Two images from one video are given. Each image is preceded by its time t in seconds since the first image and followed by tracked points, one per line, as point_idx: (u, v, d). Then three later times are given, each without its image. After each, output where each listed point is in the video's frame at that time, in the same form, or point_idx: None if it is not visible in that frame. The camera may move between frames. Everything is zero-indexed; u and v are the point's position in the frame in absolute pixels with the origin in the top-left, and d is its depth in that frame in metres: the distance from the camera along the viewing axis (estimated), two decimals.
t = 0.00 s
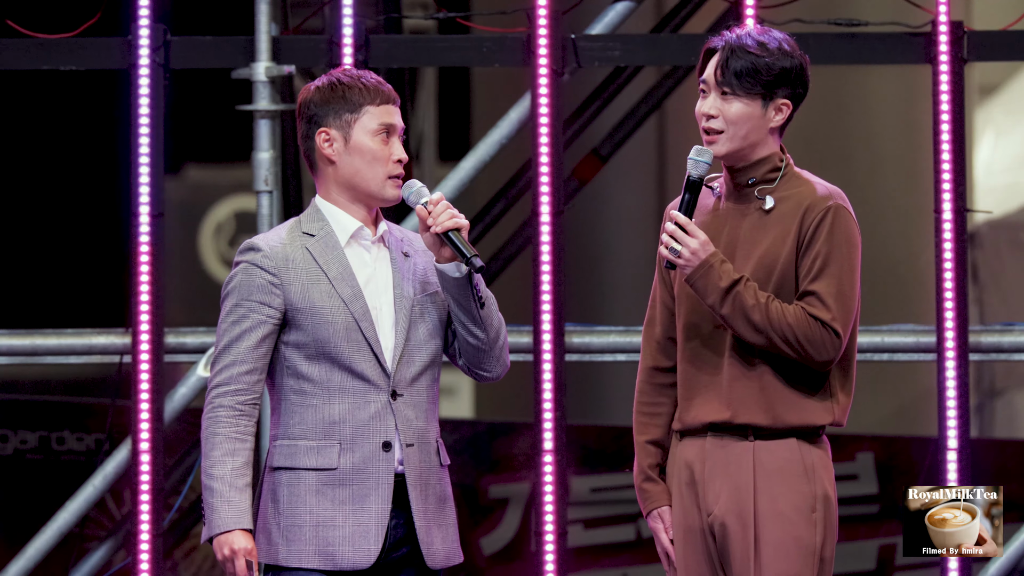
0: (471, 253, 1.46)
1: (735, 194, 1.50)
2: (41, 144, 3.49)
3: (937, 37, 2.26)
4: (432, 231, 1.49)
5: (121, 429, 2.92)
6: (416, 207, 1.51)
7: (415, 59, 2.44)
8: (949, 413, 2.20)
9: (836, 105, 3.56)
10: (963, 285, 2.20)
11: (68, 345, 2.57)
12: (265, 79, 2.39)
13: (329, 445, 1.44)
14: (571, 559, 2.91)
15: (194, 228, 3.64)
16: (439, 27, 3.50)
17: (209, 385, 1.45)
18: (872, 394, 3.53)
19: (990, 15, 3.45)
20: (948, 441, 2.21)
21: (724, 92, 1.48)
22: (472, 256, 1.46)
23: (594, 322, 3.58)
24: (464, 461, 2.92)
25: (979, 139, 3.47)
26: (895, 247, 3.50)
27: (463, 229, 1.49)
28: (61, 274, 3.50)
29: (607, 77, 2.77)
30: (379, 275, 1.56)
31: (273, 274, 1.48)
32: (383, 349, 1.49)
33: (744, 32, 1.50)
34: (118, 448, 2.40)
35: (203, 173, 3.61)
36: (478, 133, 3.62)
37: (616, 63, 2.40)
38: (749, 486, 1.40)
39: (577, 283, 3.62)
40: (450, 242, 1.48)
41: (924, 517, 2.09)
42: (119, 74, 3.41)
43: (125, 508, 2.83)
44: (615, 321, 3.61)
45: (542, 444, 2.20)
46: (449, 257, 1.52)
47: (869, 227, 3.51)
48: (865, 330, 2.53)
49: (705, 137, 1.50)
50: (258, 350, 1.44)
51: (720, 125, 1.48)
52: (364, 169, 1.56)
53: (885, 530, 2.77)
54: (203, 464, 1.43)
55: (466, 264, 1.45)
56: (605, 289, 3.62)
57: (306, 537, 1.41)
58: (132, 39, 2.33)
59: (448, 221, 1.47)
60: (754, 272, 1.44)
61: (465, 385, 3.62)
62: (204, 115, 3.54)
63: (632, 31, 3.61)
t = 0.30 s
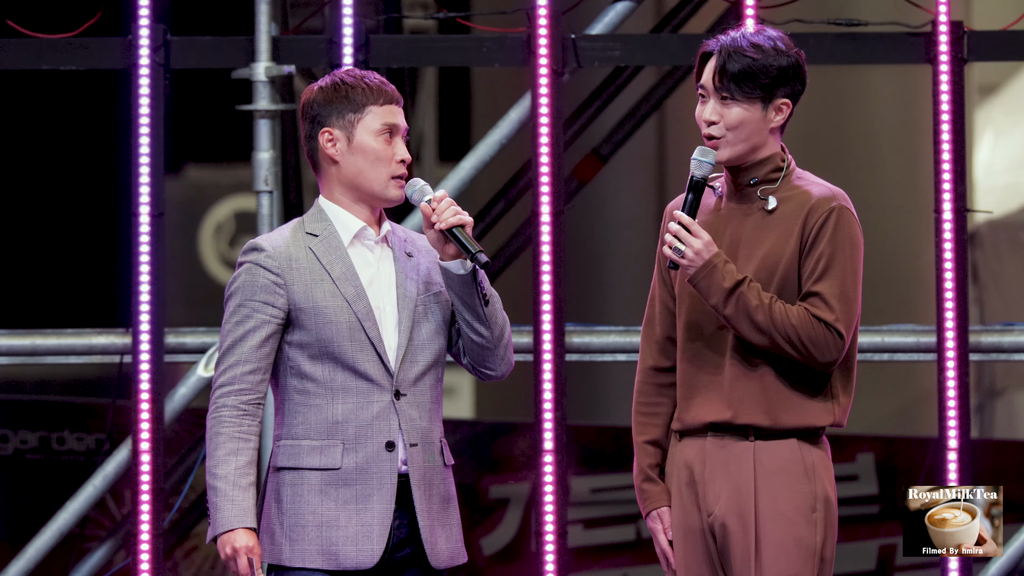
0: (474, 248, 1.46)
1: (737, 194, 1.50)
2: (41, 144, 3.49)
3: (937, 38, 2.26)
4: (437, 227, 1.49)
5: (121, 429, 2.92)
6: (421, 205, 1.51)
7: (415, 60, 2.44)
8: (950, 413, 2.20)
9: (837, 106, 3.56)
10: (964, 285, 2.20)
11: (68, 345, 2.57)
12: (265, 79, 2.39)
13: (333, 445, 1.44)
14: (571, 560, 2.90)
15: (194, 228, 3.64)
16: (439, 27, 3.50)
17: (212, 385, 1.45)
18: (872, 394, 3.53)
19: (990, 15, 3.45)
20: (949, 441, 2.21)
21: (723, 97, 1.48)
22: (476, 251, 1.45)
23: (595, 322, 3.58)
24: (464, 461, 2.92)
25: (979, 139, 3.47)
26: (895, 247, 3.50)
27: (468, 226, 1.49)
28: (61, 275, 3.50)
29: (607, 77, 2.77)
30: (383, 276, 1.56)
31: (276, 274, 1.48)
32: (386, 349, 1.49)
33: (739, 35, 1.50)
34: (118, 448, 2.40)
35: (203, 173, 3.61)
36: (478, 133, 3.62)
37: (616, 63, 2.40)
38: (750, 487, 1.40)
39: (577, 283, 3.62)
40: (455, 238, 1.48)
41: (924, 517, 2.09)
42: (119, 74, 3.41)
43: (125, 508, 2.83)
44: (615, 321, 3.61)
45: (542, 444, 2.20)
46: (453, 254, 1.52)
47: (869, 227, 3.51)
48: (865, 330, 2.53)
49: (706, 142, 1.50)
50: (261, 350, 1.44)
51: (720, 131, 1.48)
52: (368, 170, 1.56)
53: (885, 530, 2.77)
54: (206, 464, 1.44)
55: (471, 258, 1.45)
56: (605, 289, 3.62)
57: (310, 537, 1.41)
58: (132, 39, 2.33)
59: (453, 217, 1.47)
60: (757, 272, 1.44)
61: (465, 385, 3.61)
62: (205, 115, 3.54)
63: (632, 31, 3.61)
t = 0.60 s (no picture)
0: (476, 246, 1.46)
1: (737, 194, 1.50)
2: (41, 144, 3.49)
3: (937, 38, 2.26)
4: (438, 227, 1.49)
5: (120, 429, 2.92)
6: (421, 204, 1.51)
7: (415, 60, 2.44)
8: (949, 413, 2.20)
9: (837, 106, 3.56)
10: (964, 285, 2.20)
11: (68, 345, 2.57)
12: (265, 78, 2.39)
13: (333, 445, 1.44)
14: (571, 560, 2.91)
15: (194, 228, 3.64)
16: (439, 27, 3.50)
17: (214, 386, 1.45)
18: (872, 394, 3.53)
19: (990, 15, 3.46)
20: (948, 441, 2.21)
21: (724, 97, 1.48)
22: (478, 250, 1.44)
23: (594, 322, 3.58)
24: (464, 461, 2.92)
25: (979, 139, 3.47)
26: (895, 247, 3.50)
27: (468, 225, 1.49)
28: (61, 275, 3.50)
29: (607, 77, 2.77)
30: (384, 276, 1.56)
31: (277, 274, 1.48)
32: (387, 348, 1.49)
33: (739, 35, 1.50)
34: (119, 448, 2.40)
35: (203, 173, 3.61)
36: (478, 132, 3.63)
37: (616, 63, 2.40)
38: (750, 486, 1.40)
39: (577, 284, 3.62)
40: (455, 237, 1.48)
41: (924, 517, 2.09)
42: (119, 74, 3.41)
43: (125, 507, 2.83)
44: (615, 321, 3.61)
45: (542, 444, 2.20)
46: (455, 254, 1.52)
47: (869, 227, 3.52)
48: (865, 330, 2.53)
49: (706, 141, 1.49)
50: (262, 350, 1.44)
51: (721, 130, 1.47)
52: (369, 169, 1.56)
53: (885, 529, 2.78)
54: (207, 464, 1.44)
55: (472, 257, 1.45)
56: (605, 289, 3.62)
57: (311, 537, 1.41)
58: (132, 39, 2.33)
59: (454, 216, 1.47)
60: (758, 272, 1.44)
61: (464, 385, 3.61)
62: (205, 115, 3.54)
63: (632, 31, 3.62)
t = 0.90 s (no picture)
0: (475, 243, 1.46)
1: (739, 194, 1.50)
2: (42, 144, 3.49)
3: (937, 38, 2.26)
4: (436, 223, 1.49)
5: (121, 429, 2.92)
6: (419, 200, 1.51)
7: (416, 60, 2.44)
8: (949, 413, 2.20)
9: (837, 106, 3.56)
10: (964, 285, 2.20)
11: (68, 345, 2.57)
12: (265, 79, 2.39)
13: (331, 444, 1.44)
14: (571, 560, 2.91)
15: (194, 228, 3.65)
16: (439, 27, 3.50)
17: (213, 386, 1.45)
18: (872, 394, 3.53)
19: (990, 15, 3.46)
20: (948, 441, 2.21)
21: (725, 96, 1.48)
22: (476, 245, 1.45)
23: (594, 322, 3.58)
24: (464, 461, 2.92)
25: (979, 139, 3.47)
26: (895, 247, 3.50)
27: (467, 221, 1.50)
28: (61, 274, 3.50)
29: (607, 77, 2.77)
30: (383, 275, 1.56)
31: (275, 274, 1.48)
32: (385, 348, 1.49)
33: (740, 34, 1.50)
34: (119, 448, 2.40)
35: (203, 173, 3.61)
36: (478, 133, 3.63)
37: (616, 63, 2.40)
38: (747, 486, 1.40)
39: (577, 284, 3.62)
40: (453, 232, 1.49)
41: (924, 517, 2.09)
42: (119, 74, 3.41)
43: (126, 507, 2.83)
44: (615, 321, 3.61)
45: (542, 444, 2.20)
46: (453, 250, 1.52)
47: (869, 227, 3.52)
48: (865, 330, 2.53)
49: (708, 140, 1.50)
50: (261, 350, 1.44)
51: (723, 129, 1.48)
52: (369, 167, 1.56)
53: (885, 530, 2.78)
54: (206, 465, 1.44)
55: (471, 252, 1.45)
56: (606, 289, 3.62)
57: (309, 536, 1.41)
58: (132, 39, 2.33)
59: (452, 212, 1.48)
60: (759, 272, 1.44)
61: (464, 385, 3.62)
62: (205, 116, 3.55)
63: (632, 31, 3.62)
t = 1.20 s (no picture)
0: (470, 237, 1.46)
1: (742, 194, 1.50)
2: (42, 144, 3.49)
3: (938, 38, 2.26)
4: (432, 220, 1.49)
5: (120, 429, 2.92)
6: (415, 197, 1.51)
7: (415, 60, 2.43)
8: (949, 413, 2.21)
9: (837, 106, 3.56)
10: (964, 285, 2.20)
11: (68, 345, 2.57)
12: (265, 78, 2.39)
13: (326, 443, 1.44)
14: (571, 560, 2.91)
15: (194, 228, 3.65)
16: (439, 27, 3.50)
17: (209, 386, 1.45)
18: (872, 394, 3.53)
19: (990, 15, 3.45)
20: (948, 441, 2.21)
21: (725, 92, 1.48)
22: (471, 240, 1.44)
23: (594, 322, 3.58)
24: (464, 461, 2.92)
25: (979, 139, 3.47)
26: (895, 247, 3.50)
27: (462, 217, 1.50)
28: (61, 274, 3.50)
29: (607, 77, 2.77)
30: (379, 274, 1.56)
31: (271, 273, 1.48)
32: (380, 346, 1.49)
33: (739, 33, 1.50)
34: (119, 447, 2.40)
35: (203, 173, 3.61)
36: (479, 133, 3.63)
37: (616, 63, 2.40)
38: (741, 486, 1.41)
39: (577, 284, 3.63)
40: (449, 229, 1.48)
41: (924, 517, 2.09)
42: (119, 74, 3.41)
43: (126, 507, 2.83)
44: (615, 321, 3.61)
45: (542, 444, 2.20)
46: (449, 246, 1.53)
47: (869, 227, 3.52)
48: (865, 330, 2.53)
49: (709, 138, 1.50)
50: (256, 350, 1.44)
51: (724, 125, 1.48)
52: (365, 165, 1.56)
53: (885, 530, 2.78)
54: (202, 464, 1.44)
55: (466, 246, 1.44)
56: (606, 289, 3.63)
57: (304, 536, 1.41)
58: (132, 39, 2.33)
59: (448, 208, 1.48)
60: (756, 273, 1.45)
61: (464, 384, 3.62)
62: (205, 116, 3.55)
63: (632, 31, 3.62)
